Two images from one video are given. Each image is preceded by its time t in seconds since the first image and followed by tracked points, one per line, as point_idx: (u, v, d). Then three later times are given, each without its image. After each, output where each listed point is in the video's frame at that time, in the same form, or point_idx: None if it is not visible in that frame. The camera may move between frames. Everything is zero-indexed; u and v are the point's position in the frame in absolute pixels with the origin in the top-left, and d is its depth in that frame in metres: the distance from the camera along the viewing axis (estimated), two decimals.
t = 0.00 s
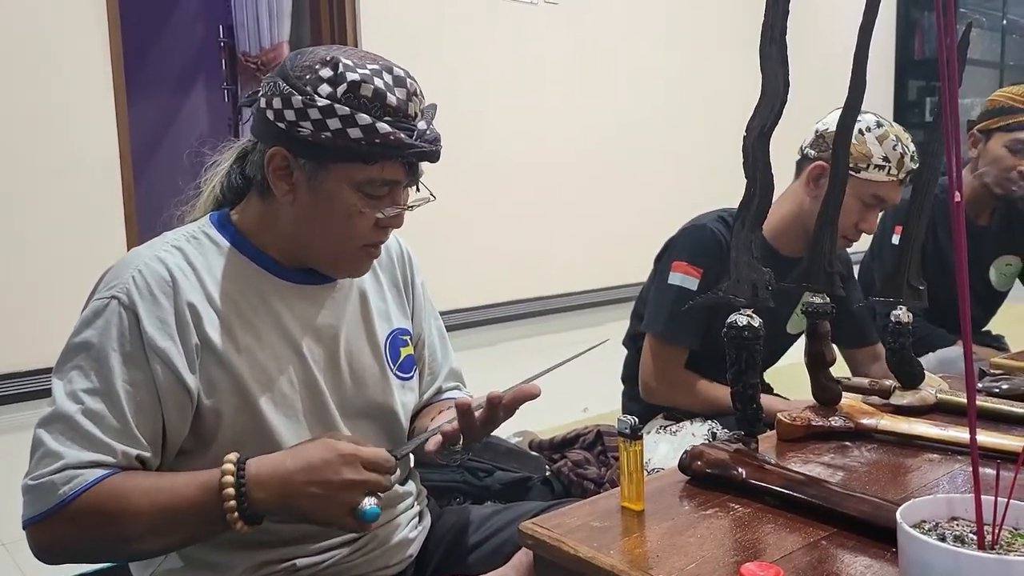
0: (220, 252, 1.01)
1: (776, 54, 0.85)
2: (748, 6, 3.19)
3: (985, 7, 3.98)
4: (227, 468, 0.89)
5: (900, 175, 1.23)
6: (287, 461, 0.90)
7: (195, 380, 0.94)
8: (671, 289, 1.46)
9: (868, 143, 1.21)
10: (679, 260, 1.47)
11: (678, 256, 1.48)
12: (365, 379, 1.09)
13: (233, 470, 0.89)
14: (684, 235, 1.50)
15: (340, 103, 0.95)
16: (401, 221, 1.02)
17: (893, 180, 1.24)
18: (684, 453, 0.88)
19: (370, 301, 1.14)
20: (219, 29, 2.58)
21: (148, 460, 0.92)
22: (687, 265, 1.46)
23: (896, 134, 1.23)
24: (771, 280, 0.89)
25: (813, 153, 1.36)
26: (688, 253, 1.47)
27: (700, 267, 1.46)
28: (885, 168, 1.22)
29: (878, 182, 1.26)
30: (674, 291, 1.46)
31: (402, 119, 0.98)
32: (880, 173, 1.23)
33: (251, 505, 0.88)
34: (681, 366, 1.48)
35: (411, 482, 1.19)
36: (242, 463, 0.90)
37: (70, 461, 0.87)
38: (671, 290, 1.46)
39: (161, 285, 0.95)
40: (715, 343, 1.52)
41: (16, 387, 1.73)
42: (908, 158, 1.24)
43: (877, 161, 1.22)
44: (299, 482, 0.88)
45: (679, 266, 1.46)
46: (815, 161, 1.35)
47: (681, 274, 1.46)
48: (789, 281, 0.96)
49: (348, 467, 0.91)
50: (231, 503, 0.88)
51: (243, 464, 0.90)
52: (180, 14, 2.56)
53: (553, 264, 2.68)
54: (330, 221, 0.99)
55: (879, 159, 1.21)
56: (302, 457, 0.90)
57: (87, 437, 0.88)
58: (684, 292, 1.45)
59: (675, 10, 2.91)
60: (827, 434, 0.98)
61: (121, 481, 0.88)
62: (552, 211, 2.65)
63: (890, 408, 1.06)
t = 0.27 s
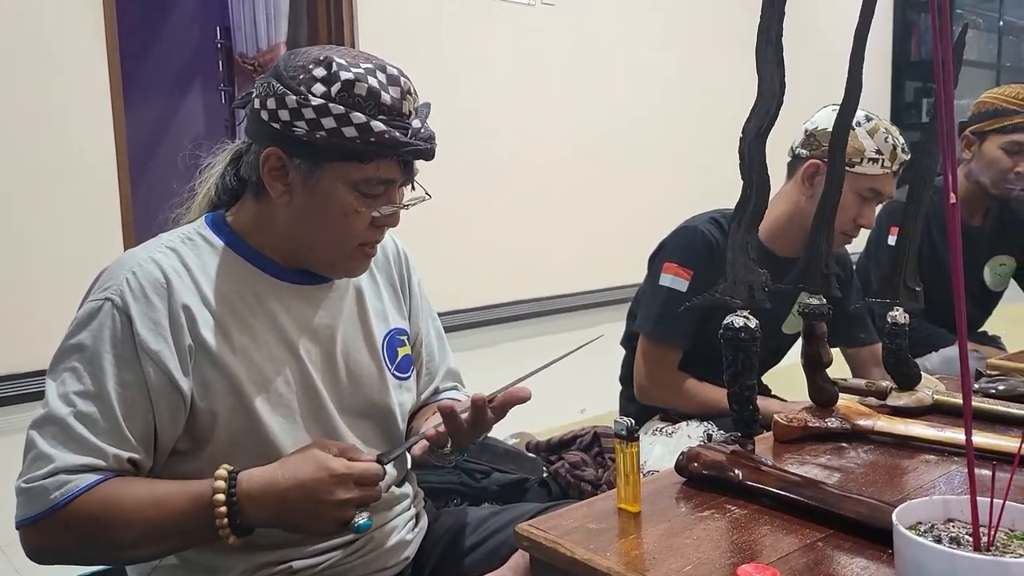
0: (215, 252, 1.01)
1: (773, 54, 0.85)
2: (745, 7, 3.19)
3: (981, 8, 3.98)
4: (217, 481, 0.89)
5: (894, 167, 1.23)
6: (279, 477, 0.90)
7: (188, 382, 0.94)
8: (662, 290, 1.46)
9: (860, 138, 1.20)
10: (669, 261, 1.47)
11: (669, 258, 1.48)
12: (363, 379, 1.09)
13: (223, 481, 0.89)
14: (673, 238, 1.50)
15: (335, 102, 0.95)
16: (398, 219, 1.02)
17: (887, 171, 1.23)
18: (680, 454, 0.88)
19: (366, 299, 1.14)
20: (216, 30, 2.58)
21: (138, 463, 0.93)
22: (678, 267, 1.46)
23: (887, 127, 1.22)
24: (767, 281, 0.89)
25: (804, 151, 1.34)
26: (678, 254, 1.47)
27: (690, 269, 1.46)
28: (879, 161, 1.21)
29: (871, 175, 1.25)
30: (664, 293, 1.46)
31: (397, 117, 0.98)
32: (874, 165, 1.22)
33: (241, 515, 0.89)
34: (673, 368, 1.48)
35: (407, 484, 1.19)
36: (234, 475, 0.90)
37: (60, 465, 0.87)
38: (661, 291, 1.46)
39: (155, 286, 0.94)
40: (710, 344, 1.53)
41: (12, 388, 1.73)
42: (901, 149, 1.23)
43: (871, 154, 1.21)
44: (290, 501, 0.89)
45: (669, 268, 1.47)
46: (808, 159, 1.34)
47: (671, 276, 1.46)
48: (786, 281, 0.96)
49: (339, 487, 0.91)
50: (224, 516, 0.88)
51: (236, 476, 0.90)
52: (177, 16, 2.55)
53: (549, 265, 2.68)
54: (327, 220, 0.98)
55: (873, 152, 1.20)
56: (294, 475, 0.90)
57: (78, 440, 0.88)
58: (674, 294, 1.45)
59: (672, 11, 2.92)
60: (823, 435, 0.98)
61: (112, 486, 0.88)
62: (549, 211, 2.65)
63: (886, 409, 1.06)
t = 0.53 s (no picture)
0: (210, 256, 1.01)
1: (769, 55, 0.85)
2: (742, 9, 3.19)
3: (977, 9, 3.99)
4: (217, 498, 0.89)
5: (880, 161, 1.24)
6: (274, 494, 0.90)
7: (184, 386, 0.94)
8: (655, 296, 1.47)
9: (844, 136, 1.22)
10: (662, 267, 1.47)
11: (660, 264, 1.48)
12: (360, 381, 1.09)
13: (222, 500, 0.89)
14: (665, 243, 1.50)
15: (316, 93, 0.95)
16: (387, 216, 1.00)
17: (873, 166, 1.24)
18: (677, 456, 0.88)
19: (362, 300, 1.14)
20: (214, 30, 2.58)
21: (135, 466, 0.93)
22: (671, 273, 1.46)
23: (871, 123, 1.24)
24: (764, 282, 0.89)
25: (789, 152, 1.37)
26: (671, 261, 1.47)
27: (683, 274, 1.46)
28: (863, 156, 1.23)
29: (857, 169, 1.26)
30: (657, 299, 1.46)
31: (380, 110, 0.98)
32: (858, 160, 1.24)
33: (239, 524, 0.90)
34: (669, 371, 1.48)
35: (405, 486, 1.19)
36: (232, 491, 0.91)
37: (58, 475, 0.87)
38: (655, 297, 1.47)
39: (151, 291, 0.94)
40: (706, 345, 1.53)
41: (9, 390, 1.73)
42: (886, 143, 1.24)
43: (856, 150, 1.22)
44: (288, 516, 0.90)
45: (662, 274, 1.46)
46: (793, 159, 1.37)
47: (664, 282, 1.46)
48: (782, 283, 0.96)
49: (335, 498, 0.91)
50: (224, 531, 0.89)
51: (234, 492, 0.90)
52: (175, 17, 2.55)
53: (547, 266, 2.68)
54: (312, 216, 0.97)
55: (857, 148, 1.22)
56: (287, 492, 0.90)
57: (75, 447, 0.88)
58: (668, 299, 1.45)
59: (668, 13, 2.92)
60: (820, 436, 0.98)
61: (110, 496, 0.88)
62: (546, 214, 2.65)
63: (883, 410, 1.06)
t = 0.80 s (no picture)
0: (206, 256, 1.01)
1: (767, 57, 0.85)
2: (740, 10, 3.19)
3: (975, 11, 4.00)
4: (213, 493, 0.90)
5: (873, 163, 1.24)
6: (266, 489, 0.89)
7: (182, 389, 0.94)
8: (656, 305, 1.44)
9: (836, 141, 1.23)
10: (664, 276, 1.44)
11: (663, 271, 1.45)
12: (358, 384, 1.09)
13: (219, 496, 0.90)
14: (667, 252, 1.46)
15: (279, 77, 0.96)
16: (364, 202, 0.98)
17: (865, 168, 1.25)
18: (675, 458, 0.88)
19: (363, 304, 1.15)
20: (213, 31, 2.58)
21: (134, 467, 0.93)
22: (673, 281, 1.43)
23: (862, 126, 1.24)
24: (762, 284, 0.89)
25: (783, 156, 1.36)
26: (673, 270, 1.43)
27: (686, 284, 1.43)
28: (856, 158, 1.24)
29: (851, 172, 1.26)
30: (659, 307, 1.44)
31: (345, 90, 0.97)
32: (850, 163, 1.24)
33: (238, 522, 0.90)
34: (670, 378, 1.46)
35: (404, 488, 1.19)
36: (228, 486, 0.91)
37: (56, 475, 0.87)
38: (656, 305, 1.44)
39: (149, 293, 0.94)
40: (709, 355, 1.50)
41: (9, 392, 1.73)
42: (878, 143, 1.24)
43: (848, 153, 1.23)
44: (283, 510, 0.89)
45: (664, 283, 1.43)
46: (787, 164, 1.36)
47: (666, 291, 1.43)
48: (779, 285, 0.96)
49: (329, 489, 0.90)
50: (222, 527, 0.89)
51: (230, 487, 0.91)
52: (173, 18, 2.55)
53: (546, 267, 2.68)
54: (286, 202, 0.97)
55: (849, 151, 1.23)
56: (279, 486, 0.88)
57: (73, 447, 0.88)
58: (669, 308, 1.43)
59: (667, 14, 2.92)
60: (819, 438, 0.98)
61: (108, 495, 0.88)
62: (544, 215, 2.65)
63: (882, 412, 1.06)
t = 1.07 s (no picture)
0: (209, 259, 1.01)
1: (765, 61, 0.85)
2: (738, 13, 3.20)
3: (973, 14, 4.01)
4: (221, 494, 0.90)
5: (871, 172, 1.24)
6: (272, 487, 0.88)
7: (187, 391, 0.94)
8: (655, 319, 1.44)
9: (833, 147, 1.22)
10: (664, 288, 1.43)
11: (661, 285, 1.45)
12: (360, 387, 1.09)
13: (227, 496, 0.90)
14: (666, 262, 1.46)
15: (260, 71, 0.97)
16: (351, 195, 0.98)
17: (863, 177, 1.24)
18: (674, 461, 0.88)
19: (365, 308, 1.15)
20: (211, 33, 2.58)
21: (141, 470, 0.93)
22: (672, 295, 1.42)
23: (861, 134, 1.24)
24: (761, 287, 0.89)
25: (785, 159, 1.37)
26: (673, 282, 1.43)
27: (685, 297, 1.42)
28: (853, 167, 1.23)
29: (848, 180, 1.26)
30: (657, 319, 1.44)
31: (326, 81, 0.98)
32: (848, 170, 1.24)
33: (246, 518, 0.89)
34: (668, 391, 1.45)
35: (403, 491, 1.19)
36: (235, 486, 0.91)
37: (63, 480, 0.87)
38: (655, 317, 1.44)
39: (154, 297, 0.94)
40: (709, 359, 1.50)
41: (9, 395, 1.73)
42: (878, 153, 1.24)
43: (844, 161, 1.23)
44: (290, 507, 0.88)
45: (663, 295, 1.43)
46: (786, 167, 1.37)
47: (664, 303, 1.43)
48: (777, 288, 0.96)
49: (335, 483, 0.90)
50: (230, 524, 0.89)
51: (237, 487, 0.91)
52: (172, 20, 2.55)
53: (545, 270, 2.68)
54: (274, 197, 0.97)
55: (846, 159, 1.22)
56: (285, 483, 0.88)
57: (79, 452, 0.88)
58: (666, 322, 1.43)
59: (666, 17, 2.92)
60: (817, 441, 0.98)
61: (115, 499, 0.88)
62: (543, 218, 2.65)
63: (879, 415, 1.06)
